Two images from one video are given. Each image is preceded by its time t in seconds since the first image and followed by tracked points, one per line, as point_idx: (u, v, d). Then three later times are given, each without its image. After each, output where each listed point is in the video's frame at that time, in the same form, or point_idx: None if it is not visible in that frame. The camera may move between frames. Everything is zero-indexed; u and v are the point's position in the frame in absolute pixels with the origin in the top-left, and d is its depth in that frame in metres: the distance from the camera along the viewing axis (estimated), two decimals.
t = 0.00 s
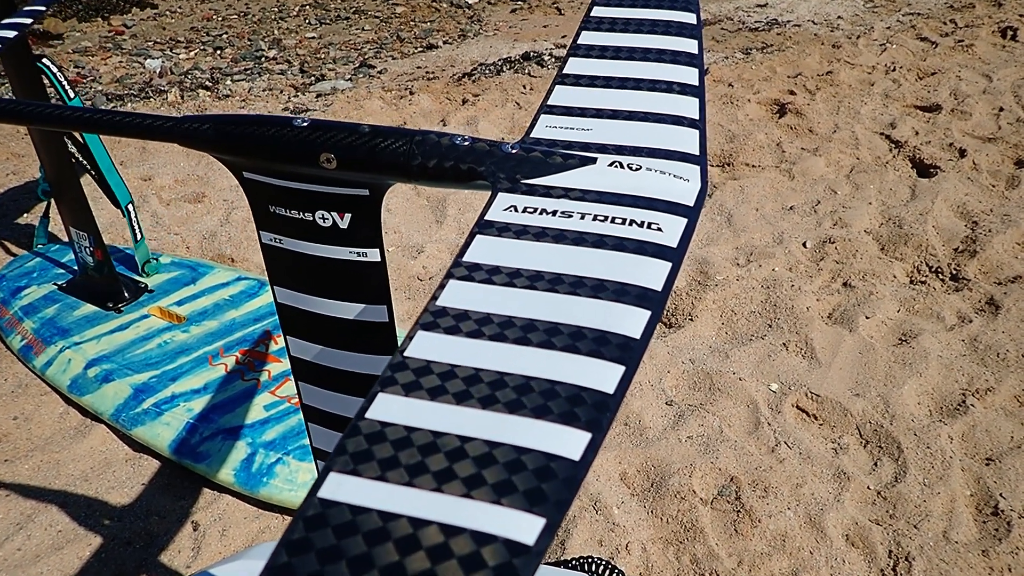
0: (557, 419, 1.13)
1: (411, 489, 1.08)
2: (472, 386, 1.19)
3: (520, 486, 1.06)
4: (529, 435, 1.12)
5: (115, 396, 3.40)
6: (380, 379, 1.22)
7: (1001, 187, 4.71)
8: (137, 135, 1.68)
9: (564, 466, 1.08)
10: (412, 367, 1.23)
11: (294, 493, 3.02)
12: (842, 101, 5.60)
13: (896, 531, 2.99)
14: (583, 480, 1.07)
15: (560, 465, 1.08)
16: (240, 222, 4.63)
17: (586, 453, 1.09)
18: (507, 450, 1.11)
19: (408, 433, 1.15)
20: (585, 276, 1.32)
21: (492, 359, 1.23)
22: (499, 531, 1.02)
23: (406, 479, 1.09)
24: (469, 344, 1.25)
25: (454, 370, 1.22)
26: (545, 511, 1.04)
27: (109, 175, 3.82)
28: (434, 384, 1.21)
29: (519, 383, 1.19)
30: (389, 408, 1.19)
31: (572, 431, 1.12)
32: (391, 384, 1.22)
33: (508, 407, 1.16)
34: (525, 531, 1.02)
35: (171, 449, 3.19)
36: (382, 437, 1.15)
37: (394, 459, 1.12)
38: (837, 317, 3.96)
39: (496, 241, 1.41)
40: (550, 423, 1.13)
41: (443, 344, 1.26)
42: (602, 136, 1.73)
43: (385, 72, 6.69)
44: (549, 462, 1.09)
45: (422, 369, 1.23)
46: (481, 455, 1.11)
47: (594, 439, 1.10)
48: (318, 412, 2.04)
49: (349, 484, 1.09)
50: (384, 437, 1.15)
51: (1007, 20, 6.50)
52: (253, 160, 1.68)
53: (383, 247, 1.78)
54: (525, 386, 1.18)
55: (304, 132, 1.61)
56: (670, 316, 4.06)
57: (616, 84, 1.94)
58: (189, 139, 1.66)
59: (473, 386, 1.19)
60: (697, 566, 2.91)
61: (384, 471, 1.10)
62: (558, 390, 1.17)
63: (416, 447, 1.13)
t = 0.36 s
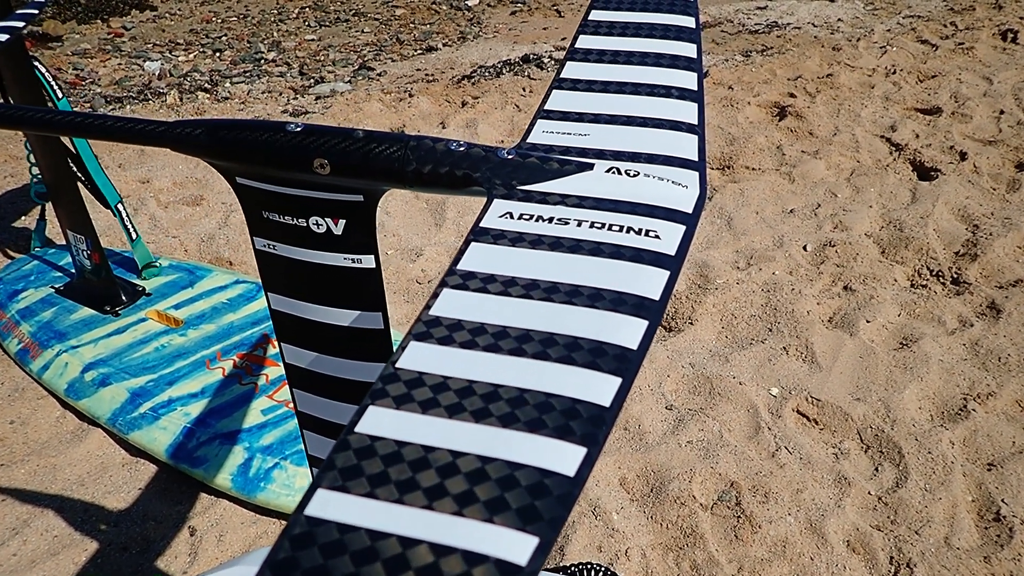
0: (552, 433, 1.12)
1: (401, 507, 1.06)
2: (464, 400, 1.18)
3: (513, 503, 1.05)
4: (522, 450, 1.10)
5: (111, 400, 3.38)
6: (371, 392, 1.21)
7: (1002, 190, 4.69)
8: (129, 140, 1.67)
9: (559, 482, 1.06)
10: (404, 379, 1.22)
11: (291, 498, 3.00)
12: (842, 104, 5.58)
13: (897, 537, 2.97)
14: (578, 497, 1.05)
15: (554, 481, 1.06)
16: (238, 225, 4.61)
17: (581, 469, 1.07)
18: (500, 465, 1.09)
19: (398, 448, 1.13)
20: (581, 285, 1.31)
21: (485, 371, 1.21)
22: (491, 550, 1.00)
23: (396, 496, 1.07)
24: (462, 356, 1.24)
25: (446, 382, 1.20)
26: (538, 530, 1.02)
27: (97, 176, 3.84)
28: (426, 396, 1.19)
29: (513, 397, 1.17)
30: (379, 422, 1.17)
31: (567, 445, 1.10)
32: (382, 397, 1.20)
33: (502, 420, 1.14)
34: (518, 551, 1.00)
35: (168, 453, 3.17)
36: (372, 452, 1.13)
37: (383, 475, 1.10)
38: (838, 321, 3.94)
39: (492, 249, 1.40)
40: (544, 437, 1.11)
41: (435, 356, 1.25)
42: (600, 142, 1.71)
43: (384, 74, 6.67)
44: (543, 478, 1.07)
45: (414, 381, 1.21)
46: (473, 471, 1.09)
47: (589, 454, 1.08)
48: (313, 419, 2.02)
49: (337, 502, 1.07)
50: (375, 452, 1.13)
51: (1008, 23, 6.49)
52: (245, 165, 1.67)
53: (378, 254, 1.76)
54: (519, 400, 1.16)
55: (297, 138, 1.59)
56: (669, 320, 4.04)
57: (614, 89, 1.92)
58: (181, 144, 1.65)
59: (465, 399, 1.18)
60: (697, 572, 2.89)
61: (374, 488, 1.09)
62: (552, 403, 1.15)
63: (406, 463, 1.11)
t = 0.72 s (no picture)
0: (542, 452, 1.10)
1: (385, 530, 1.03)
2: (453, 417, 1.16)
3: (501, 527, 1.02)
4: (511, 471, 1.08)
5: (105, 403, 3.36)
6: (357, 409, 1.18)
7: (1001, 193, 4.68)
8: (118, 144, 1.66)
9: (549, 505, 1.04)
10: (391, 395, 1.20)
11: (286, 502, 2.97)
12: (841, 106, 5.57)
13: (895, 543, 2.95)
14: (568, 520, 1.03)
15: (544, 503, 1.04)
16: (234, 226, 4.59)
17: (571, 490, 1.05)
18: (489, 487, 1.07)
19: (383, 468, 1.10)
20: (575, 296, 1.30)
21: (475, 387, 1.19)
22: None
23: (379, 519, 1.05)
24: (452, 371, 1.22)
25: (435, 399, 1.19)
26: (527, 555, 0.99)
27: (88, 172, 3.80)
28: (414, 413, 1.17)
29: (503, 414, 1.15)
30: (364, 440, 1.15)
31: (558, 466, 1.08)
32: (368, 413, 1.18)
33: (491, 439, 1.12)
34: None
35: (162, 457, 3.15)
36: (356, 472, 1.10)
37: (368, 496, 1.07)
38: (836, 324, 3.92)
39: (484, 258, 1.39)
40: (535, 457, 1.09)
41: (423, 370, 1.23)
42: (596, 147, 1.70)
43: (383, 75, 6.65)
44: (532, 500, 1.05)
45: (401, 397, 1.19)
46: (460, 492, 1.06)
47: (580, 475, 1.06)
48: (303, 427, 2.01)
49: (318, 525, 1.04)
50: (358, 471, 1.10)
51: (1007, 25, 6.48)
52: (235, 170, 1.65)
53: (370, 260, 1.74)
54: (510, 417, 1.15)
55: (287, 143, 1.58)
56: (667, 323, 4.02)
57: (609, 93, 1.91)
58: (170, 149, 1.64)
59: (454, 415, 1.16)
60: None
61: (357, 510, 1.06)
62: (543, 421, 1.14)
63: (392, 484, 1.09)
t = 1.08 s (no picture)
0: (531, 472, 1.08)
1: (368, 556, 1.01)
2: (441, 436, 1.14)
3: (488, 552, 1.00)
4: (499, 493, 1.06)
5: (98, 410, 3.33)
6: (341, 429, 1.16)
7: (997, 195, 4.67)
8: (105, 152, 1.65)
9: (538, 528, 1.02)
10: (376, 413, 1.18)
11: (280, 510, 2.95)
12: (837, 108, 5.56)
13: (894, 547, 2.93)
14: (558, 544, 1.00)
15: (533, 527, 1.02)
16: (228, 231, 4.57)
17: (561, 513, 1.04)
18: (476, 510, 1.04)
19: (367, 491, 1.08)
20: (566, 309, 1.30)
21: (463, 404, 1.18)
22: None
23: (362, 545, 1.02)
24: (439, 388, 1.21)
25: (422, 416, 1.17)
26: None
27: (77, 173, 3.77)
28: (399, 431, 1.15)
29: (491, 433, 1.14)
30: (347, 460, 1.12)
31: (547, 488, 1.06)
32: (352, 432, 1.16)
33: (479, 459, 1.10)
34: None
35: (155, 464, 3.13)
36: (339, 495, 1.08)
37: (351, 520, 1.05)
38: (833, 327, 3.91)
39: (474, 268, 1.39)
40: (524, 478, 1.08)
41: (409, 388, 1.21)
42: (589, 155, 1.70)
43: (378, 78, 6.63)
44: (521, 524, 1.03)
45: (387, 415, 1.18)
46: (446, 516, 1.04)
47: (570, 496, 1.05)
48: (295, 437, 1.99)
49: (299, 550, 1.01)
50: (341, 494, 1.08)
51: (1002, 27, 6.49)
52: (222, 179, 1.64)
53: (359, 270, 1.72)
54: (498, 436, 1.13)
55: (274, 151, 1.56)
56: (664, 327, 4.01)
57: (602, 99, 1.91)
58: (156, 158, 1.62)
59: (441, 433, 1.14)
60: None
61: (339, 536, 1.03)
62: (533, 440, 1.12)
63: (375, 507, 1.06)
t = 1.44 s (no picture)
0: (520, 490, 1.06)
1: None
2: (427, 451, 1.12)
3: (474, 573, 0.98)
4: (486, 512, 1.04)
5: (90, 418, 3.31)
6: (324, 445, 1.14)
7: (991, 196, 4.67)
8: (91, 159, 1.65)
9: (525, 548, 1.00)
10: (362, 428, 1.16)
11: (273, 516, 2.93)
12: (831, 110, 5.56)
13: (890, 551, 2.92)
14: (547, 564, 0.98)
15: (521, 547, 1.00)
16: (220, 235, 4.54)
17: (550, 532, 1.01)
18: (463, 529, 1.03)
19: (351, 510, 1.06)
20: (556, 319, 1.28)
21: (450, 419, 1.16)
22: None
23: (345, 567, 1.00)
24: (425, 402, 1.19)
25: (408, 431, 1.15)
26: None
27: (72, 177, 3.75)
28: (385, 447, 1.14)
29: (479, 448, 1.12)
30: (330, 478, 1.11)
31: (536, 506, 1.04)
32: (336, 449, 1.14)
33: (466, 476, 1.09)
34: None
35: (147, 472, 3.10)
36: (321, 515, 1.06)
37: (334, 541, 1.03)
38: (828, 329, 3.90)
39: (463, 277, 1.38)
40: (512, 496, 1.06)
41: (396, 401, 1.20)
42: (580, 160, 1.70)
43: (371, 81, 6.61)
44: (508, 544, 1.01)
45: (372, 430, 1.16)
46: (432, 536, 1.02)
47: (560, 515, 1.03)
48: (285, 447, 1.98)
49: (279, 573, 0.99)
50: (324, 515, 1.06)
51: (995, 28, 6.50)
52: (207, 187, 1.62)
53: (348, 278, 1.70)
54: (486, 451, 1.11)
55: (261, 158, 1.55)
56: (659, 330, 3.99)
57: (594, 104, 1.90)
58: (140, 165, 1.62)
59: (427, 448, 1.13)
60: None
61: (321, 558, 1.01)
62: (521, 455, 1.10)
63: (359, 527, 1.04)
